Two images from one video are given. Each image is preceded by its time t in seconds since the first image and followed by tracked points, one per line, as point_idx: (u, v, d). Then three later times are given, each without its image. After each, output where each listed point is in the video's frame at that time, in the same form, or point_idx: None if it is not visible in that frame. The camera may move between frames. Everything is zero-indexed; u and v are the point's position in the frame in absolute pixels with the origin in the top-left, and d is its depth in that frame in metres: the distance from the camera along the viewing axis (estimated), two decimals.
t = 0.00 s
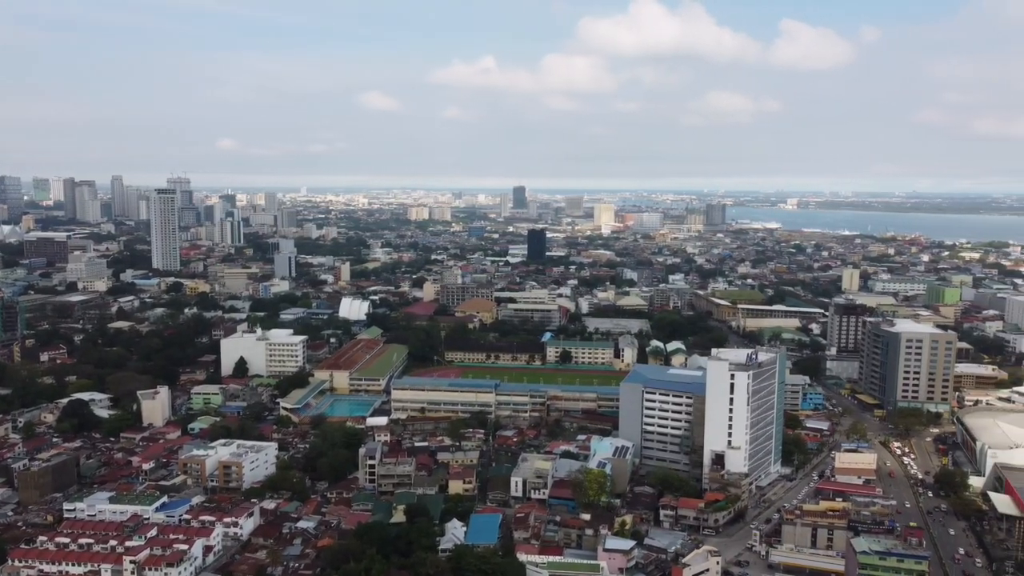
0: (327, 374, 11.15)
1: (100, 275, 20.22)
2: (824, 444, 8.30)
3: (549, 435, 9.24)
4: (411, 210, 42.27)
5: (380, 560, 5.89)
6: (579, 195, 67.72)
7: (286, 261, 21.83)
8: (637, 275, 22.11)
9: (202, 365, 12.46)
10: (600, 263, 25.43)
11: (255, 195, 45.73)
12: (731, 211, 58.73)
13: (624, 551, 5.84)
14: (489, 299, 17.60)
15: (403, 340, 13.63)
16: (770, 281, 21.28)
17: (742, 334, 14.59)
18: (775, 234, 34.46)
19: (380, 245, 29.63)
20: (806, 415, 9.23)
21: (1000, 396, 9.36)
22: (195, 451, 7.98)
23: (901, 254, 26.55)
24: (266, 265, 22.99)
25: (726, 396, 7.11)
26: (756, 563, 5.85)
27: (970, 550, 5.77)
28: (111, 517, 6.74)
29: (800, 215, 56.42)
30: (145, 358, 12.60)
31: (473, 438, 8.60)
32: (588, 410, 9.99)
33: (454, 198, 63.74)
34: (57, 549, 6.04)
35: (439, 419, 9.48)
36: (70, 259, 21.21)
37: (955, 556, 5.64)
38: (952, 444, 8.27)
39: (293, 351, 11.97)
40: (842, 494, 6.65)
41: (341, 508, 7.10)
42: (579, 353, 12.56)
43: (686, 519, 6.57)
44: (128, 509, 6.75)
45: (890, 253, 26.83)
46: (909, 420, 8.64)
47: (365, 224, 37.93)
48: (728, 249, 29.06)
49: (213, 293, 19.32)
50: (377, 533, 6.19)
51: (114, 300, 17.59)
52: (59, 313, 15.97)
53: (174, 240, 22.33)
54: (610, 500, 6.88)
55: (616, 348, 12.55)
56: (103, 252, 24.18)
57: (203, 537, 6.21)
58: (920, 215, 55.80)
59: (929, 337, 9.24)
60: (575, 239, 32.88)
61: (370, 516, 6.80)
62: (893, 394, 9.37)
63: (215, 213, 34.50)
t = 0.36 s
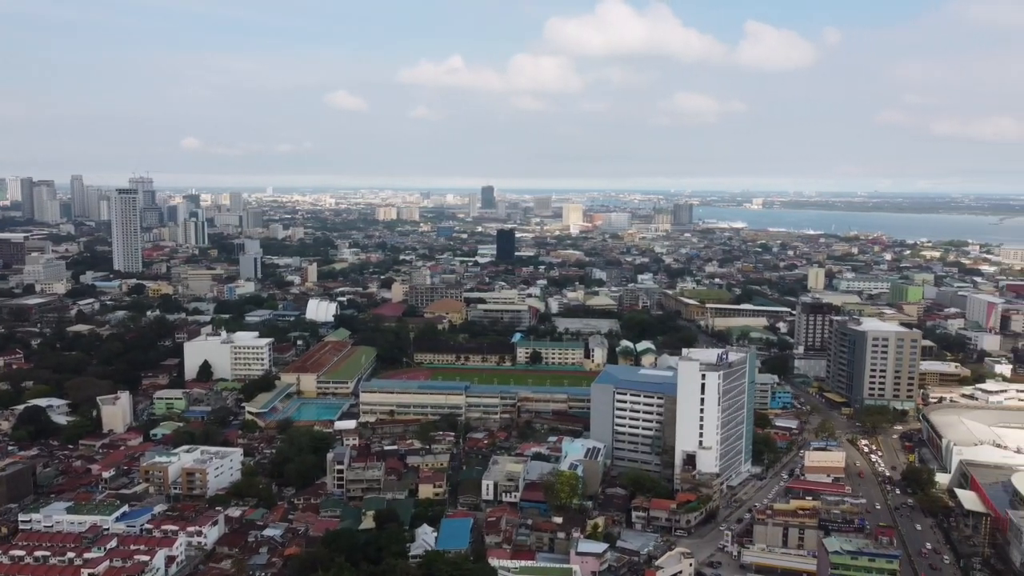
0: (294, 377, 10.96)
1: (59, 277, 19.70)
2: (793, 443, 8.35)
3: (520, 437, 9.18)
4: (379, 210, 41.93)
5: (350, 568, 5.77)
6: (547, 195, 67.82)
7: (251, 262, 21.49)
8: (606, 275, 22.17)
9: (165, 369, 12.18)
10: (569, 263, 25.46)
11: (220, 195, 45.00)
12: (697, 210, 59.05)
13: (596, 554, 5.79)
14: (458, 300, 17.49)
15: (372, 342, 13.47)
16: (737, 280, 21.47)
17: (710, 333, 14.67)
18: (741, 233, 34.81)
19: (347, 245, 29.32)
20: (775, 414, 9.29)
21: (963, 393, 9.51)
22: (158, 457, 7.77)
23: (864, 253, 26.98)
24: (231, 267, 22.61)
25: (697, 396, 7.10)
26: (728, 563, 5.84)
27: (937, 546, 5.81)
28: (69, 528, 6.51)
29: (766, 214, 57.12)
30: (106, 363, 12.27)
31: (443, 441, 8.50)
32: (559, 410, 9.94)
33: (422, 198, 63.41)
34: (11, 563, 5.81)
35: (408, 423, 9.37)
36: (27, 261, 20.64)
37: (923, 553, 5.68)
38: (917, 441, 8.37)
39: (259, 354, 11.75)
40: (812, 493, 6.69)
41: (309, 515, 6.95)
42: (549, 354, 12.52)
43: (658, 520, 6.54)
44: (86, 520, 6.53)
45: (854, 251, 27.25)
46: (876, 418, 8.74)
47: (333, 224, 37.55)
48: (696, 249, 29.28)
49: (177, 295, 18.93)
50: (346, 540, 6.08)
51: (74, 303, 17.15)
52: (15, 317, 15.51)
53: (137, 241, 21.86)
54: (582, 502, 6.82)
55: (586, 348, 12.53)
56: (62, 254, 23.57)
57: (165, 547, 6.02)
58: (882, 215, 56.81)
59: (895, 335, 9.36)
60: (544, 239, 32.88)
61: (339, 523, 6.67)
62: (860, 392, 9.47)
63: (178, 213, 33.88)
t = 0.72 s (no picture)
0: (260, 381, 10.76)
1: (15, 279, 19.15)
2: (763, 442, 8.38)
3: (490, 439, 9.10)
4: (347, 211, 41.52)
5: None
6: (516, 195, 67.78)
7: (216, 263, 21.11)
8: (575, 275, 22.19)
9: (126, 374, 11.87)
10: (538, 263, 25.45)
11: (183, 195, 44.18)
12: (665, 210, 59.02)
13: (569, 558, 5.73)
14: (427, 301, 17.35)
15: (339, 344, 13.29)
16: (704, 280, 21.64)
17: (679, 333, 14.74)
18: (708, 233, 35.11)
19: (314, 246, 28.95)
20: (745, 413, 9.34)
21: (928, 390, 9.64)
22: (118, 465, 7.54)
23: (829, 252, 27.35)
24: (195, 268, 22.19)
25: (669, 396, 7.07)
26: (700, 565, 5.82)
27: (906, 543, 5.85)
28: (24, 540, 6.27)
29: (732, 215, 57.65)
30: (64, 367, 11.93)
31: (412, 444, 8.38)
32: (529, 412, 9.88)
33: (390, 198, 62.96)
34: None
35: (378, 426, 9.23)
36: None
37: (893, 551, 5.70)
38: (884, 439, 8.46)
39: (223, 358, 11.51)
40: (783, 492, 6.71)
41: (276, 522, 6.78)
42: (519, 354, 12.46)
43: (630, 522, 6.50)
44: (43, 532, 6.29)
45: (818, 251, 27.62)
46: (843, 416, 8.82)
47: (299, 225, 37.09)
48: (664, 248, 29.45)
49: (139, 297, 18.51)
50: (314, 547, 5.95)
51: (30, 306, 16.67)
52: None
53: (97, 242, 21.34)
54: (554, 505, 6.75)
55: (556, 349, 12.49)
56: (19, 256, 22.92)
57: (126, 558, 5.83)
58: (846, 214, 57.70)
59: (861, 333, 9.47)
60: (513, 239, 32.83)
61: (306, 530, 6.52)
62: (827, 390, 9.55)
63: (140, 214, 33.18)
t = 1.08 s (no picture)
0: (224, 385, 10.53)
1: None
2: (733, 441, 8.41)
3: (461, 441, 9.01)
4: (313, 211, 41.07)
5: None
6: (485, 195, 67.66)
7: (179, 264, 20.71)
8: (544, 275, 22.19)
9: (86, 379, 11.55)
10: (507, 262, 25.41)
11: (145, 195, 43.32)
12: (633, 211, 58.32)
13: (541, 562, 5.66)
14: (395, 301, 17.20)
15: (306, 346, 13.09)
16: (672, 279, 21.77)
17: (649, 332, 14.79)
18: (675, 233, 35.38)
19: (281, 246, 28.57)
20: (715, 412, 9.37)
21: (893, 387, 9.77)
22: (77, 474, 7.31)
23: (794, 251, 27.70)
24: (158, 269, 21.74)
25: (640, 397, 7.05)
26: (673, 566, 5.78)
27: (875, 541, 5.88)
28: None
29: (698, 214, 58.14)
30: (20, 372, 11.57)
31: (381, 448, 8.26)
32: (499, 413, 9.79)
33: (358, 198, 62.41)
34: None
35: (346, 429, 9.09)
36: None
37: (863, 548, 5.72)
38: (852, 437, 8.54)
39: (187, 361, 11.24)
40: (754, 492, 6.71)
41: (241, 530, 6.60)
42: (489, 355, 12.39)
43: (602, 524, 6.45)
44: None
45: (783, 250, 27.98)
46: (812, 414, 8.88)
47: (265, 225, 36.58)
48: (632, 248, 29.59)
49: (99, 299, 18.07)
50: (280, 555, 5.80)
51: None
52: None
53: (55, 243, 20.80)
54: (525, 508, 6.68)
55: (526, 349, 12.44)
56: None
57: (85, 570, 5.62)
58: (808, 215, 58.63)
59: (828, 332, 9.55)
60: (481, 238, 32.75)
61: (272, 538, 6.36)
62: (796, 389, 9.62)
63: (101, 214, 32.46)
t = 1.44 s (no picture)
0: (191, 389, 10.32)
1: None
2: (706, 440, 8.43)
3: (433, 443, 8.91)
4: (282, 211, 40.58)
5: None
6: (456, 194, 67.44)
7: (144, 266, 20.30)
8: (516, 275, 22.14)
9: (46, 383, 11.24)
10: (478, 262, 25.31)
11: (109, 195, 42.46)
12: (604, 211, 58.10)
13: (515, 566, 5.60)
14: (366, 302, 17.02)
15: (275, 348, 12.88)
16: (643, 278, 21.85)
17: (621, 332, 14.81)
18: (646, 233, 35.58)
19: (249, 247, 28.16)
20: (687, 411, 9.39)
21: (861, 385, 9.88)
22: (36, 482, 7.08)
23: (762, 250, 27.98)
24: (121, 270, 21.29)
25: (613, 398, 7.02)
26: (647, 567, 5.76)
27: (847, 539, 5.89)
28: None
29: (668, 214, 58.49)
30: None
31: (352, 451, 8.14)
32: (472, 415, 9.70)
33: (327, 198, 61.84)
34: None
35: (316, 433, 8.95)
36: None
37: (835, 547, 5.74)
38: (822, 434, 8.61)
39: (152, 365, 11.00)
40: (726, 491, 6.72)
41: (208, 537, 6.44)
42: (460, 356, 12.30)
43: (576, 526, 6.41)
44: None
45: (752, 249, 28.25)
46: (783, 412, 8.94)
47: (233, 225, 36.05)
48: (603, 248, 29.66)
49: (61, 302, 17.63)
50: (248, 564, 5.66)
51: None
52: None
53: (14, 244, 20.25)
54: (498, 511, 6.61)
55: (498, 350, 12.37)
56: None
57: None
58: (776, 214, 59.36)
59: (799, 331, 9.60)
60: (452, 238, 32.60)
61: (240, 546, 6.22)
62: (767, 387, 9.68)
63: (63, 214, 31.72)
